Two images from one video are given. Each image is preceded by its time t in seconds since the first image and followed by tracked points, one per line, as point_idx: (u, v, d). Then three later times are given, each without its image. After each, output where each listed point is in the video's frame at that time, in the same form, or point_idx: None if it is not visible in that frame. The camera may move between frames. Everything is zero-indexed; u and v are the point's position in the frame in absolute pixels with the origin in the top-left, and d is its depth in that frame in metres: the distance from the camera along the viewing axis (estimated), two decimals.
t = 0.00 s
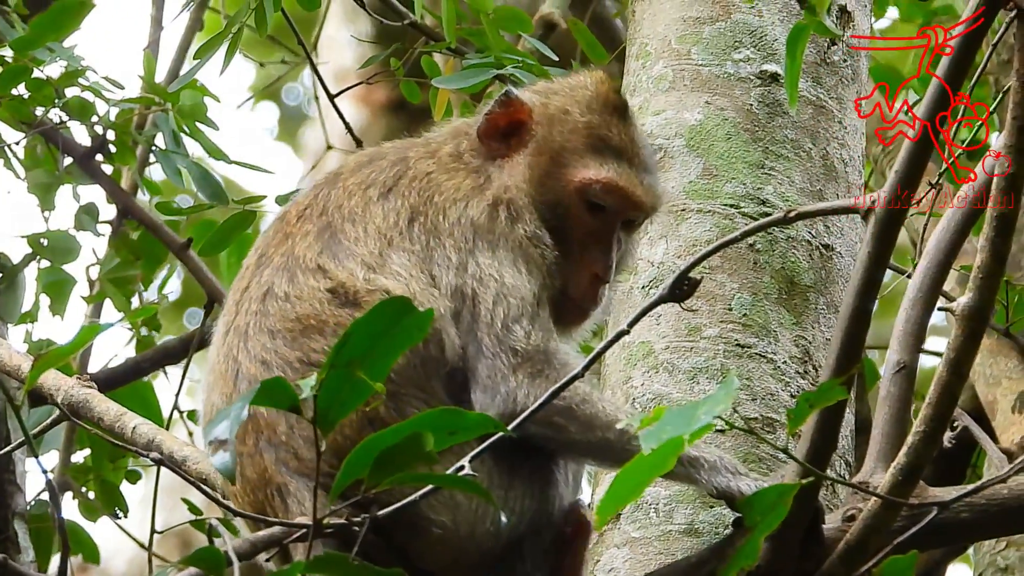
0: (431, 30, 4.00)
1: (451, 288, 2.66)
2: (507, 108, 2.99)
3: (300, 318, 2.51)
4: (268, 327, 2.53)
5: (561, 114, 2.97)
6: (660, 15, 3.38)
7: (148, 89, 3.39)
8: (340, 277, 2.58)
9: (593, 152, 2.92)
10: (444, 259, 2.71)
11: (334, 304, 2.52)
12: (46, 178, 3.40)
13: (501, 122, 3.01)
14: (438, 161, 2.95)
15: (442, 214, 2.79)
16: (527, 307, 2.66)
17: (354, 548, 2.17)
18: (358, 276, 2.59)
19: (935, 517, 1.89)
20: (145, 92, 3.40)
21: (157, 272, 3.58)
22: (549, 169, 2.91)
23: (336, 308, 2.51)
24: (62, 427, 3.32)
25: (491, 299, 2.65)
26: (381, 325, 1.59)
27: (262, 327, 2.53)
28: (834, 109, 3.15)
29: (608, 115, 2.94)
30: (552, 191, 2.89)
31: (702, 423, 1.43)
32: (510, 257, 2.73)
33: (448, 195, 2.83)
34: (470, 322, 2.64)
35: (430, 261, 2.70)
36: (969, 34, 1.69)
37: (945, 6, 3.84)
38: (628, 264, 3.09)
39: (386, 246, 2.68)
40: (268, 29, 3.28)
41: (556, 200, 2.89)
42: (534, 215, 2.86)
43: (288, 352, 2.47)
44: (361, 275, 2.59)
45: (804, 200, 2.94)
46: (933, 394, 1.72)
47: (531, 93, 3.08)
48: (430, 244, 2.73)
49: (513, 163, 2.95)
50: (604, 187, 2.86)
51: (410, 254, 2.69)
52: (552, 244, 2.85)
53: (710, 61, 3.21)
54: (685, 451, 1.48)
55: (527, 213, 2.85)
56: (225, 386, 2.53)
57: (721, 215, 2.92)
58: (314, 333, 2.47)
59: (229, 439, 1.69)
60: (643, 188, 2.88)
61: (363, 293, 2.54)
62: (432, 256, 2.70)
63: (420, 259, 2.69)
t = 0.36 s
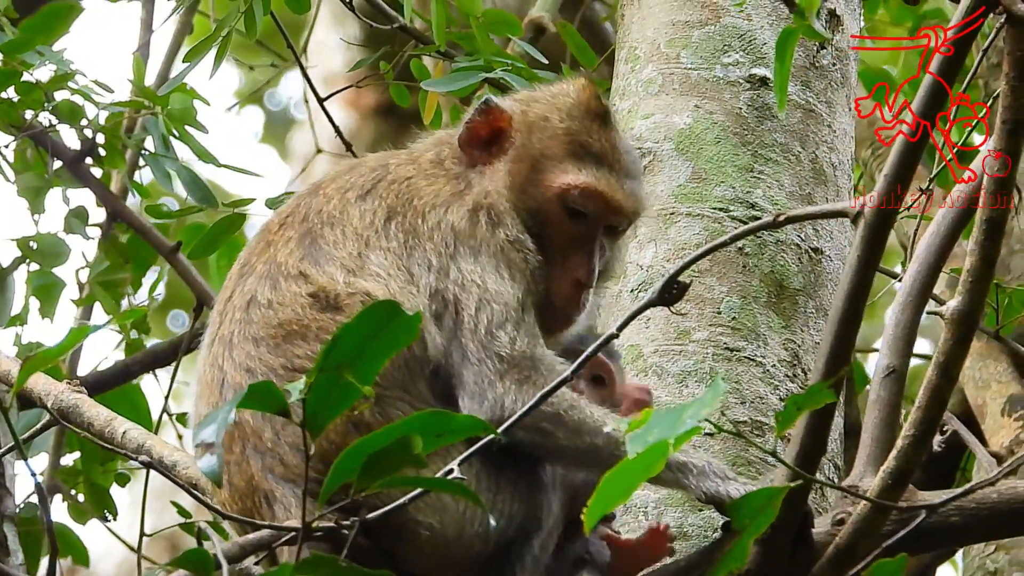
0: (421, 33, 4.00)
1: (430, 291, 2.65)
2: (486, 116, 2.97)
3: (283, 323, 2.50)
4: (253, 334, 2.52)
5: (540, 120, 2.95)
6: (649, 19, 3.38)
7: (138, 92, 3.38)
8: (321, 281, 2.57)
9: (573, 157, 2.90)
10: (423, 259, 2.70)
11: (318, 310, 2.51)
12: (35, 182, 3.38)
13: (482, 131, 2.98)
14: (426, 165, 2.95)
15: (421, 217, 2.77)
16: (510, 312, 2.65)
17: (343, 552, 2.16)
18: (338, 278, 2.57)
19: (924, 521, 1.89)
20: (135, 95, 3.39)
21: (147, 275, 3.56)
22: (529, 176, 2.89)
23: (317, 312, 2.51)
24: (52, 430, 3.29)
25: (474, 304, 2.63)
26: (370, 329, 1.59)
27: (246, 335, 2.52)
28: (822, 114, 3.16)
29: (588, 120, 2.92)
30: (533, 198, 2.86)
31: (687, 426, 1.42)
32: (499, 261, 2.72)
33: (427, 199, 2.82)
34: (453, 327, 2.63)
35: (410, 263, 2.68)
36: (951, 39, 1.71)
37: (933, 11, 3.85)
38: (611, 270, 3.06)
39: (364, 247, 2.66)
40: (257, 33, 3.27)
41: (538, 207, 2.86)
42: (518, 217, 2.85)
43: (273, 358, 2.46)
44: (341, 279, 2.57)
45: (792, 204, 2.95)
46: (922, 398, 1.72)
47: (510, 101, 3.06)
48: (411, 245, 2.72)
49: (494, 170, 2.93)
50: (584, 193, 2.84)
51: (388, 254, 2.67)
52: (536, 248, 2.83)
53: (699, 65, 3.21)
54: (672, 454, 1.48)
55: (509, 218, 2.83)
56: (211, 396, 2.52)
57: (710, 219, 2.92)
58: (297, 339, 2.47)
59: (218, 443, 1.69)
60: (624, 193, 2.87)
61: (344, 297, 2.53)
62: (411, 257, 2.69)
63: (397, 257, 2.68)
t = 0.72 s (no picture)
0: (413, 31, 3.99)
1: (412, 282, 2.64)
2: (456, 101, 3.01)
3: (270, 320, 2.50)
4: (241, 332, 2.51)
5: (507, 98, 2.97)
6: (641, 16, 3.38)
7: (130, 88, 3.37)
8: (306, 278, 2.56)
9: (541, 130, 2.90)
10: (406, 252, 2.68)
11: (306, 307, 2.50)
12: (27, 179, 3.36)
13: (455, 117, 3.02)
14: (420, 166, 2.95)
15: (404, 208, 2.76)
16: (498, 304, 2.65)
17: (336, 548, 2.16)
18: (323, 275, 2.56)
19: (917, 518, 1.90)
20: (128, 92, 3.37)
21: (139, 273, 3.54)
22: (499, 154, 2.91)
23: (303, 309, 2.50)
24: (44, 427, 3.27)
25: (462, 298, 2.63)
26: (364, 327, 1.58)
27: (234, 334, 2.52)
28: (815, 111, 3.15)
29: (556, 93, 2.91)
30: (518, 190, 2.87)
31: (684, 425, 1.42)
32: (487, 256, 2.73)
33: (408, 189, 2.80)
34: (440, 322, 2.62)
35: (395, 256, 2.67)
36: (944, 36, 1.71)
37: (925, 9, 3.86)
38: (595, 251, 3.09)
39: (346, 241, 2.65)
40: (248, 31, 3.26)
41: (524, 198, 2.86)
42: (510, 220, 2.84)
43: (261, 356, 2.45)
44: (327, 275, 2.56)
45: (785, 202, 2.95)
46: (916, 396, 1.73)
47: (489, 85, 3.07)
48: (394, 236, 2.70)
49: (464, 154, 2.96)
50: (553, 161, 2.84)
51: (370, 247, 2.66)
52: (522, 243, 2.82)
53: (691, 62, 3.21)
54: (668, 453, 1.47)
55: (481, 198, 2.85)
56: (203, 396, 2.52)
57: (702, 217, 2.92)
58: (284, 336, 2.46)
59: (211, 440, 1.68)
60: (591, 158, 2.86)
61: (329, 293, 2.52)
62: (394, 248, 2.68)
63: (380, 249, 2.67)
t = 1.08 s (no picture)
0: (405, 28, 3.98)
1: (409, 274, 2.62)
2: (429, 92, 2.97)
3: (263, 318, 2.49)
4: (235, 330, 2.51)
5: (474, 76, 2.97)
6: (634, 12, 3.38)
7: (123, 85, 3.36)
8: (299, 275, 2.55)
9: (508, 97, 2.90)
10: (401, 244, 2.66)
11: (298, 304, 2.50)
12: (20, 177, 3.35)
13: (432, 108, 2.98)
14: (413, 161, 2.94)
15: (396, 199, 2.73)
16: (491, 296, 2.65)
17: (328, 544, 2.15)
18: (316, 272, 2.55)
19: (911, 513, 1.90)
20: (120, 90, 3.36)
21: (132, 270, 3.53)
22: (472, 134, 2.91)
23: (295, 306, 2.49)
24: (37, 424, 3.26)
25: (456, 290, 2.62)
26: (357, 323, 1.58)
27: (229, 332, 2.51)
28: (808, 107, 3.15)
29: (520, 65, 2.91)
30: (511, 186, 2.86)
31: (680, 420, 1.42)
32: (481, 248, 2.72)
33: (400, 180, 2.78)
34: (436, 315, 2.61)
35: (390, 249, 2.64)
36: (940, 33, 1.72)
37: (918, 5, 3.86)
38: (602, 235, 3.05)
39: (340, 237, 2.63)
40: (242, 27, 3.24)
41: (517, 194, 2.85)
42: (506, 210, 2.83)
43: (254, 353, 2.45)
44: (318, 272, 2.55)
45: (777, 198, 2.95)
46: (908, 391, 1.73)
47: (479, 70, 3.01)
48: (389, 229, 2.67)
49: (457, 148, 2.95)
50: (523, 122, 2.84)
51: (364, 241, 2.64)
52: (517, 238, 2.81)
53: (684, 58, 3.21)
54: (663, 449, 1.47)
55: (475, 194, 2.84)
56: (198, 395, 2.51)
57: (695, 213, 2.93)
58: (276, 333, 2.46)
59: (205, 437, 1.69)
60: (557, 112, 2.84)
61: (321, 289, 2.52)
62: (389, 241, 2.65)
63: (374, 243, 2.64)
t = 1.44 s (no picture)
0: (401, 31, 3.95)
1: (400, 279, 2.61)
2: (401, 99, 3.08)
3: (251, 325, 2.50)
4: (224, 338, 2.52)
5: (444, 79, 3.08)
6: (630, 15, 3.38)
7: (119, 89, 3.33)
8: (285, 281, 2.55)
9: (476, 86, 3.03)
10: (391, 248, 2.66)
11: (284, 309, 2.51)
12: (15, 180, 3.34)
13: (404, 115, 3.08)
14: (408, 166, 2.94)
15: (384, 205, 2.72)
16: (486, 295, 2.64)
17: (325, 547, 2.15)
18: (303, 278, 2.55)
19: (908, 517, 1.90)
20: (116, 93, 3.35)
21: (127, 274, 3.52)
22: (458, 135, 2.97)
23: (282, 312, 2.50)
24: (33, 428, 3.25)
25: (450, 292, 2.62)
26: (353, 327, 1.58)
27: (220, 343, 2.52)
28: (805, 110, 3.15)
29: (485, 57, 3.06)
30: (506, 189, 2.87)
31: (672, 424, 1.41)
32: (473, 246, 2.72)
33: (384, 186, 2.77)
34: (431, 317, 2.60)
35: (379, 254, 2.64)
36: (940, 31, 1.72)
37: (913, 8, 3.86)
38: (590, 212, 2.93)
39: (328, 244, 2.63)
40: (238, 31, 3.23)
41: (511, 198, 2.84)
42: (503, 214, 2.83)
43: (243, 362, 2.46)
44: (307, 279, 2.55)
45: (775, 201, 2.95)
46: (905, 396, 1.72)
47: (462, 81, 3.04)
48: (378, 235, 2.67)
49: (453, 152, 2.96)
50: (495, 107, 2.94)
51: (352, 247, 2.64)
52: (512, 243, 2.82)
53: (680, 62, 3.21)
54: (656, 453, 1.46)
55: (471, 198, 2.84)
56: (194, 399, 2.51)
57: (692, 216, 2.93)
58: (264, 341, 2.47)
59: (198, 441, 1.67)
60: (527, 93, 2.95)
61: (308, 294, 2.52)
62: (379, 247, 2.65)
63: (363, 249, 2.64)
